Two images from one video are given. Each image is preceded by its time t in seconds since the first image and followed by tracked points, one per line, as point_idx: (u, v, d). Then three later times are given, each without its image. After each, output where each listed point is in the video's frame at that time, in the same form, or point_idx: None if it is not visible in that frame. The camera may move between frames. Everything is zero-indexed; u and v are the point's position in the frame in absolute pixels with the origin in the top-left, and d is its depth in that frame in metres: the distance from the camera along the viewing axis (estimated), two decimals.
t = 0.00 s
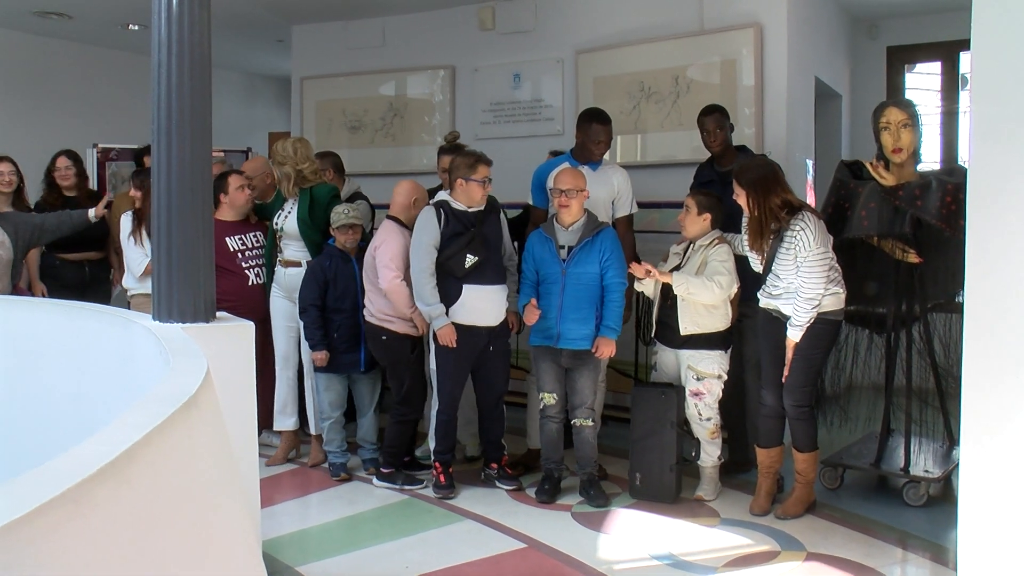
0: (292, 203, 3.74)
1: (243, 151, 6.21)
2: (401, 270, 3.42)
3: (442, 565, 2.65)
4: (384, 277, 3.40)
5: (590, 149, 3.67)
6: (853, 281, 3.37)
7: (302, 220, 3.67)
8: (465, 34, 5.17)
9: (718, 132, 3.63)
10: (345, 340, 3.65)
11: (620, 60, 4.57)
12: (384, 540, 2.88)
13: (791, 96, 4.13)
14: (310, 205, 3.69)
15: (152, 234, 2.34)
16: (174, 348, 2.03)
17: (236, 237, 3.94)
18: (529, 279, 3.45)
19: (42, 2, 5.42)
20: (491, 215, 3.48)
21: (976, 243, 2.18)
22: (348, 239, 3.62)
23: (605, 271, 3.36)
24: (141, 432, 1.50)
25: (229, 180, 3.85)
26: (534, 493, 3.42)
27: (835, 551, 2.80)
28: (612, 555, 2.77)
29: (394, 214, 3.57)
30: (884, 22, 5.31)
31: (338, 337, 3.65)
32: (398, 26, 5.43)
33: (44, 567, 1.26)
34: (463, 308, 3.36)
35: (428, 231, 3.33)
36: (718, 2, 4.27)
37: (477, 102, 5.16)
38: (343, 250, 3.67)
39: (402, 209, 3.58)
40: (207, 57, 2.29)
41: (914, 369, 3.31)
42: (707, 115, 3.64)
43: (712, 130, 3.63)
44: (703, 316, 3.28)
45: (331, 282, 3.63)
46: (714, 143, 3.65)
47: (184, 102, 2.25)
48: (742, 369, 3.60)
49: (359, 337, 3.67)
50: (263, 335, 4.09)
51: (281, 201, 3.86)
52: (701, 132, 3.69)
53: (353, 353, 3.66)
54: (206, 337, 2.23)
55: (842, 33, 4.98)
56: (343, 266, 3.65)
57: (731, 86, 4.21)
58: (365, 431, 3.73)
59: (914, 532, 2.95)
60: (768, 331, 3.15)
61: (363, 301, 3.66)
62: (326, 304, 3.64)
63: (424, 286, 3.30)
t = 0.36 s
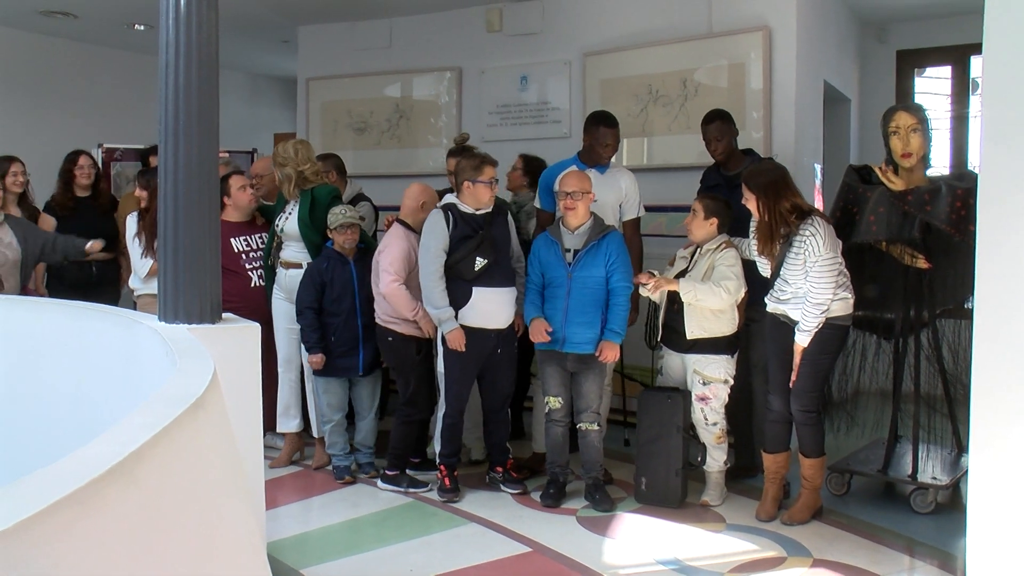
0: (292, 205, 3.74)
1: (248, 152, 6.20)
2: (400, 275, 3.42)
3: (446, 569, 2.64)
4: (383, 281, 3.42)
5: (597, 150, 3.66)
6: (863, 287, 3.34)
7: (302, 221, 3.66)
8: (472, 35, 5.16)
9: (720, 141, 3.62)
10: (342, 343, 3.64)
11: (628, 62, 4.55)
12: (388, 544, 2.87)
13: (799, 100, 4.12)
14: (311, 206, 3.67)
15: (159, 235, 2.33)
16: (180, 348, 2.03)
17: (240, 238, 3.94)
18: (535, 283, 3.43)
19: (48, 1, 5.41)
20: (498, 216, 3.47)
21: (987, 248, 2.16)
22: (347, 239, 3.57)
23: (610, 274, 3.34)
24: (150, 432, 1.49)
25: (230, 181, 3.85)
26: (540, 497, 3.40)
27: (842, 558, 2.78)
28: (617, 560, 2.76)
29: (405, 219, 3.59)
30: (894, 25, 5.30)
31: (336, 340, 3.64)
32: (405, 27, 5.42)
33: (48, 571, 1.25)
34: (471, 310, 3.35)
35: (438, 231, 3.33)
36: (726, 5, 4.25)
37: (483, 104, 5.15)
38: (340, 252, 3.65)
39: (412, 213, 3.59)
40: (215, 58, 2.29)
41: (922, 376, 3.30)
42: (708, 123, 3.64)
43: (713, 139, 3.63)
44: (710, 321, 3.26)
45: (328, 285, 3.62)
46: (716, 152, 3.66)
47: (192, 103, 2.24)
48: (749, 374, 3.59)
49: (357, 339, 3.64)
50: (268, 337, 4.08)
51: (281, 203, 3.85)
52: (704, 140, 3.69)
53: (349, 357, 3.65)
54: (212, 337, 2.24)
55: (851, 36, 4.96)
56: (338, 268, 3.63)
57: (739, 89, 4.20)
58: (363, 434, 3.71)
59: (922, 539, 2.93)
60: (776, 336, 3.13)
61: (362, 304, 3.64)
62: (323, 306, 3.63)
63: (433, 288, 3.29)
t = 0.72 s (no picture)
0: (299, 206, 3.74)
1: (255, 152, 6.21)
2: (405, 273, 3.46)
3: (454, 570, 2.64)
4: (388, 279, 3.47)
5: (605, 149, 3.65)
6: (872, 289, 3.32)
7: (310, 221, 3.65)
8: (479, 36, 5.16)
9: (724, 146, 3.64)
10: (353, 343, 3.64)
11: (635, 62, 4.54)
12: (395, 544, 2.87)
13: (808, 100, 4.11)
14: (317, 206, 3.68)
15: (167, 235, 2.33)
16: (187, 348, 2.03)
17: (248, 239, 3.93)
18: (540, 285, 3.41)
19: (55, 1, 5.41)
20: (506, 216, 3.46)
21: (997, 250, 2.15)
22: (359, 239, 3.57)
23: (617, 275, 3.34)
24: (160, 432, 1.49)
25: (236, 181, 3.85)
26: (547, 498, 3.39)
27: (850, 560, 2.77)
28: (625, 561, 2.75)
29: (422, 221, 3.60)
30: (902, 25, 5.28)
31: (346, 340, 3.63)
32: (412, 28, 5.42)
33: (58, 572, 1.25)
34: (479, 310, 3.35)
35: (445, 231, 3.34)
36: (734, 5, 4.24)
37: (490, 104, 5.15)
38: (353, 252, 3.64)
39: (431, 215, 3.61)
40: (223, 58, 2.28)
41: (931, 378, 3.29)
42: (712, 129, 3.66)
43: (717, 145, 3.65)
44: (719, 322, 3.26)
45: (340, 285, 3.61)
46: (721, 158, 3.67)
47: (200, 103, 2.24)
48: (757, 375, 3.58)
49: (369, 340, 3.65)
50: (276, 336, 4.09)
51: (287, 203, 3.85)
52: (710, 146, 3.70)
53: (359, 358, 3.65)
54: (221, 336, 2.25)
55: (859, 36, 4.95)
56: (353, 269, 3.62)
57: (747, 89, 4.19)
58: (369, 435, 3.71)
59: (932, 542, 2.92)
60: (783, 336, 3.12)
61: (373, 305, 3.64)
62: (336, 308, 3.63)
63: (440, 289, 3.30)
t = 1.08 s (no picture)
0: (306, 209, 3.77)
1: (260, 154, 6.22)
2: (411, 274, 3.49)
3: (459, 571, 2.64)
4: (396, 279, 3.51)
5: (610, 150, 3.66)
6: (879, 291, 3.32)
7: (312, 225, 3.68)
8: (485, 37, 5.17)
9: (727, 146, 3.61)
10: (355, 345, 3.63)
11: (640, 64, 4.54)
12: (400, 546, 2.87)
13: (813, 102, 4.11)
14: (323, 209, 3.70)
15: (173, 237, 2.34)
16: (193, 350, 2.03)
17: (255, 241, 3.94)
18: (543, 287, 3.40)
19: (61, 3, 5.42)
20: (512, 218, 3.46)
21: (1004, 252, 2.14)
22: (359, 240, 3.57)
23: (622, 277, 3.34)
24: (167, 432, 1.50)
25: (244, 184, 3.86)
26: (552, 500, 3.39)
27: (856, 563, 2.76)
28: (630, 563, 2.75)
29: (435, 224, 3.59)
30: (908, 26, 5.28)
31: (349, 341, 3.63)
32: (417, 30, 5.43)
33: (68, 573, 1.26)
34: (484, 312, 3.35)
35: (450, 233, 3.35)
36: (740, 7, 4.24)
37: (495, 106, 5.15)
38: (353, 253, 3.65)
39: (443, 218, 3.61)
40: (228, 60, 2.29)
41: (937, 380, 3.29)
42: (718, 127, 3.63)
43: (720, 144, 3.63)
44: (726, 325, 3.25)
45: (340, 286, 3.62)
46: (725, 157, 3.65)
47: (207, 105, 2.24)
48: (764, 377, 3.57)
49: (369, 343, 3.64)
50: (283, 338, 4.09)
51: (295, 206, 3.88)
52: (715, 145, 3.68)
53: (364, 359, 3.64)
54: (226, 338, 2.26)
55: (865, 37, 4.95)
56: (353, 270, 3.62)
57: (752, 91, 4.19)
58: (373, 436, 3.71)
59: (938, 544, 2.91)
60: (788, 338, 3.11)
61: (373, 306, 3.64)
62: (337, 307, 3.63)
63: (441, 289, 3.30)
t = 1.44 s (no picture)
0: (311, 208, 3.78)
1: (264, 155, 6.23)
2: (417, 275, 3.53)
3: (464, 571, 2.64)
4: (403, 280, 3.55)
5: (615, 151, 3.66)
6: (884, 292, 3.31)
7: (315, 222, 3.70)
8: (490, 38, 5.17)
9: (737, 145, 3.61)
10: (354, 346, 3.62)
11: (645, 64, 4.54)
12: (404, 546, 2.87)
13: (818, 103, 4.11)
14: (326, 207, 3.72)
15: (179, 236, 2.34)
16: (198, 349, 2.04)
17: (260, 241, 3.95)
18: (548, 287, 3.41)
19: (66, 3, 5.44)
20: (522, 218, 3.46)
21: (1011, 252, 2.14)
22: (360, 240, 3.58)
23: (626, 276, 3.33)
24: (172, 432, 1.50)
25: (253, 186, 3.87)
26: (557, 500, 3.39)
27: (861, 564, 2.76)
28: (635, 563, 2.75)
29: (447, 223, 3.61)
30: (913, 27, 5.27)
31: (348, 342, 3.61)
32: (422, 30, 5.43)
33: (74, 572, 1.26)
34: (490, 312, 3.36)
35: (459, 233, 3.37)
36: (745, 7, 4.24)
37: (500, 106, 5.15)
38: (354, 253, 3.65)
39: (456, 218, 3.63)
40: (234, 59, 2.30)
41: (942, 381, 3.28)
42: (727, 126, 3.64)
43: (730, 143, 3.63)
44: (730, 325, 3.26)
45: (340, 287, 3.61)
46: (734, 156, 3.65)
47: (212, 105, 2.25)
48: (768, 379, 3.57)
49: (369, 344, 3.62)
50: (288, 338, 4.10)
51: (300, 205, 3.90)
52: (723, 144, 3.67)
53: (363, 360, 3.63)
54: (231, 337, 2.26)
55: (870, 38, 4.94)
56: (352, 269, 3.63)
57: (757, 91, 4.19)
58: (377, 436, 3.72)
59: (943, 546, 2.91)
60: (793, 339, 3.10)
61: (373, 305, 3.62)
62: (337, 309, 3.62)
63: (451, 291, 3.34)
